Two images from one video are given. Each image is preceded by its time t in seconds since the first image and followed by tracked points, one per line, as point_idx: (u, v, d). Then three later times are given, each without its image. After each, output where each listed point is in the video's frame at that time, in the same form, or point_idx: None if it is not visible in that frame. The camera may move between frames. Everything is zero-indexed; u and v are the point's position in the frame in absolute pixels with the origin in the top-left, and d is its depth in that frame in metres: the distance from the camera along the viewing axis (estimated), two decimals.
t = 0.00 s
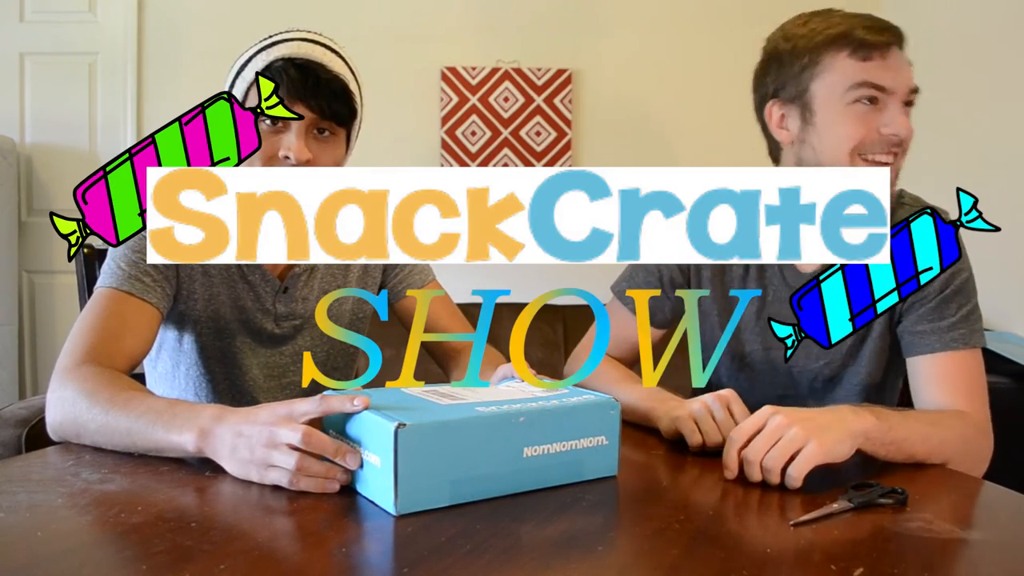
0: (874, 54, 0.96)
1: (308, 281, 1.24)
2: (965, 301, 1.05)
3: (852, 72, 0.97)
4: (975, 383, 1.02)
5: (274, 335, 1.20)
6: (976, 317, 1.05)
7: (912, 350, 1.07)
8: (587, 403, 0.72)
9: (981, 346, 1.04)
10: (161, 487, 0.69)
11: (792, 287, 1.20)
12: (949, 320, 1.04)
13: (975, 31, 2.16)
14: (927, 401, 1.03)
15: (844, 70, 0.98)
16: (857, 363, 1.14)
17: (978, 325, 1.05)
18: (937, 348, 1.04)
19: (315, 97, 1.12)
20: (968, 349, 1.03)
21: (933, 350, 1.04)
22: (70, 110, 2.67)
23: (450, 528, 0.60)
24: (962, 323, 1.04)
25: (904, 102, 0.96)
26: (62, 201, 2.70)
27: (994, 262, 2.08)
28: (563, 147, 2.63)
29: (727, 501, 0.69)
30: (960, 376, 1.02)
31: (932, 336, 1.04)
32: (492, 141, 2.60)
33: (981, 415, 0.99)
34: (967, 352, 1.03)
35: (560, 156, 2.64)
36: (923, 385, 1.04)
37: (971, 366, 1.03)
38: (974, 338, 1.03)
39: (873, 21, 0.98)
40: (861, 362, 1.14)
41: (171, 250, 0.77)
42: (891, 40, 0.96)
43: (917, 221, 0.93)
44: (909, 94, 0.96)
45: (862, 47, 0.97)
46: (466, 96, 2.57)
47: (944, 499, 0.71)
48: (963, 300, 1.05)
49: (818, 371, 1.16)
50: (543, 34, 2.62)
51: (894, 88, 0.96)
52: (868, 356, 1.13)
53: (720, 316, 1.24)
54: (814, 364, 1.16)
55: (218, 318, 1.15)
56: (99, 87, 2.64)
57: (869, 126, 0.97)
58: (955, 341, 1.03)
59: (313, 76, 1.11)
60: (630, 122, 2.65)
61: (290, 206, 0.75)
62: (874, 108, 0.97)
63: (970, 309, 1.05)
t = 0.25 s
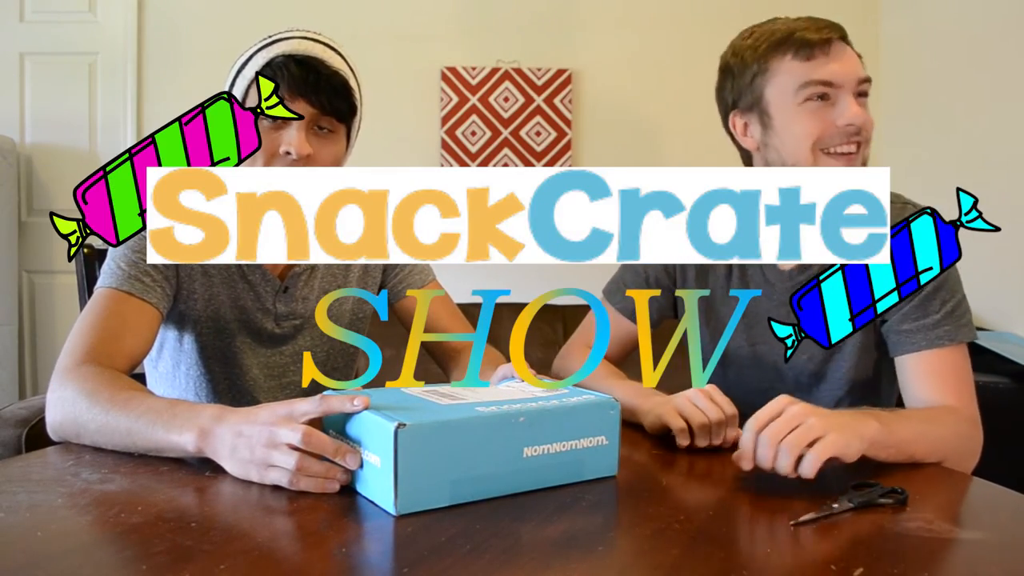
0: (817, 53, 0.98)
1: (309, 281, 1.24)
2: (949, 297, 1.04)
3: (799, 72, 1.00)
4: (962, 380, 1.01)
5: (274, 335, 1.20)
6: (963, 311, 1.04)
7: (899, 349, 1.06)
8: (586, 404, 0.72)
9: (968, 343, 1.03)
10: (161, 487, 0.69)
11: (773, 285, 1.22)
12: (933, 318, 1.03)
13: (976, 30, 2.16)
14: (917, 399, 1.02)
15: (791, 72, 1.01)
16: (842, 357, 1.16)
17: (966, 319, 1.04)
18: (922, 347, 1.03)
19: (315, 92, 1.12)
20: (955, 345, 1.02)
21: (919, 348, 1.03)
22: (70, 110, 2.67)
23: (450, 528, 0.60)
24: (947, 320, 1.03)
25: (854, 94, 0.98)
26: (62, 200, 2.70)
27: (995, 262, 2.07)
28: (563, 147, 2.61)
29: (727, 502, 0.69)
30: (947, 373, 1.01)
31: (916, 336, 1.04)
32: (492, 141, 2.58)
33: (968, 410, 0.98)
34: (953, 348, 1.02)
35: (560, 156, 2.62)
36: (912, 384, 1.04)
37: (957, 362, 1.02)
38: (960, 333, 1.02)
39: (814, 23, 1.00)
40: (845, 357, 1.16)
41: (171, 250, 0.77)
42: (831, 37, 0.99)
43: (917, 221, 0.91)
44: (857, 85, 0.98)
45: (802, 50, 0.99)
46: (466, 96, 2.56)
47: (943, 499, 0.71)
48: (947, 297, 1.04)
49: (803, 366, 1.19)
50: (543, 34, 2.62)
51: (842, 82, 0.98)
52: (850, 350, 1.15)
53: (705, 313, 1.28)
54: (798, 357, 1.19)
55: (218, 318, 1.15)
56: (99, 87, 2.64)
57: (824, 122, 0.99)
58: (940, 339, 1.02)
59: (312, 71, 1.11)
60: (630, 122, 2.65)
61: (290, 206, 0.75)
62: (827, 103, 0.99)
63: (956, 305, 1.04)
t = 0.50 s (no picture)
0: (769, 46, 0.97)
1: (308, 281, 1.24)
2: (935, 305, 1.05)
3: (752, 65, 0.99)
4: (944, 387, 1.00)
5: (274, 334, 1.20)
6: (946, 322, 1.05)
7: (883, 353, 1.07)
8: (586, 403, 0.72)
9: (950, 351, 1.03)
10: (160, 487, 0.69)
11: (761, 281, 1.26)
12: (919, 323, 1.04)
13: (976, 30, 2.16)
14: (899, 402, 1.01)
15: (749, 64, 1.00)
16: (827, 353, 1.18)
17: (947, 330, 1.04)
18: (906, 350, 1.03)
19: (314, 85, 1.12)
20: (937, 353, 1.02)
21: (903, 350, 1.03)
22: (70, 110, 2.67)
23: (450, 528, 0.60)
24: (931, 326, 1.04)
25: (801, 87, 0.95)
26: (62, 201, 2.70)
27: (996, 262, 2.07)
28: (563, 147, 2.61)
29: (727, 501, 0.69)
30: (928, 378, 1.01)
31: (901, 337, 1.04)
32: (492, 141, 2.58)
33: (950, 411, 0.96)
34: (936, 355, 1.02)
35: (560, 156, 2.61)
36: (895, 387, 1.03)
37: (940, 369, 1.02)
38: (942, 341, 1.03)
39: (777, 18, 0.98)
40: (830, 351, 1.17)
41: (171, 250, 0.77)
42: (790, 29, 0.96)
43: (917, 221, 0.91)
44: (806, 78, 0.95)
45: (757, 43, 0.99)
46: (466, 96, 2.56)
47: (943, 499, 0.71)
48: (933, 305, 1.05)
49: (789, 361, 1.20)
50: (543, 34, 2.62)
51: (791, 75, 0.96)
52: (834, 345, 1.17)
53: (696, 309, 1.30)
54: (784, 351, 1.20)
55: (218, 318, 1.15)
56: (99, 87, 2.64)
57: (773, 113, 0.98)
58: (924, 343, 1.02)
59: (311, 64, 1.12)
60: (630, 122, 2.65)
61: (290, 206, 0.75)
62: (776, 94, 0.97)
63: (941, 314, 1.05)
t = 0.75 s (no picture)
0: (721, 87, 1.17)
1: (308, 280, 1.24)
2: (920, 308, 1.06)
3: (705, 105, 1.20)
4: (931, 389, 1.01)
5: (273, 334, 1.20)
6: (930, 325, 1.06)
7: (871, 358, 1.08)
8: (586, 403, 0.72)
9: (935, 354, 1.04)
10: (160, 487, 0.69)
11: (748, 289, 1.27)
12: (904, 327, 1.04)
13: (976, 30, 2.16)
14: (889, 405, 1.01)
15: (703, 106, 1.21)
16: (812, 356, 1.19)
17: (931, 333, 1.05)
18: (891, 353, 1.04)
19: (314, 82, 1.12)
20: (923, 355, 1.03)
21: (889, 354, 1.04)
22: (70, 110, 2.67)
23: (450, 528, 0.60)
24: (916, 329, 1.04)
25: (739, 128, 1.16)
26: (62, 200, 2.70)
27: (996, 262, 2.07)
28: (563, 147, 2.61)
29: (727, 501, 0.69)
30: (915, 381, 1.01)
31: (886, 340, 1.05)
32: (492, 141, 2.57)
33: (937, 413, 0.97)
34: (921, 358, 1.03)
35: (560, 156, 2.61)
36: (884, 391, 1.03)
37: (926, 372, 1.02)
38: (927, 344, 1.04)
39: (736, 58, 1.18)
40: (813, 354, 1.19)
41: (171, 250, 0.77)
42: (737, 73, 1.17)
43: (917, 221, 0.91)
44: (743, 120, 1.16)
45: (718, 80, 1.17)
46: (466, 96, 2.57)
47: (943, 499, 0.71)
48: (918, 308, 1.06)
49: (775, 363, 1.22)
50: (543, 34, 2.63)
51: (731, 118, 1.17)
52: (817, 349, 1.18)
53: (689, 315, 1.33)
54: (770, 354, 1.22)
55: (217, 318, 1.15)
56: (99, 86, 2.64)
57: (719, 153, 1.19)
58: (909, 346, 1.03)
59: (311, 61, 1.12)
60: (630, 121, 2.65)
61: (290, 206, 0.75)
62: (721, 137, 1.19)
63: (925, 316, 1.06)
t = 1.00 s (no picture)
0: (721, 84, 1.17)
1: (308, 280, 1.24)
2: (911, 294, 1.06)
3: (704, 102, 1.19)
4: (926, 374, 1.01)
5: (273, 334, 1.20)
6: (922, 311, 1.07)
7: (865, 346, 1.08)
8: (586, 403, 0.72)
9: (927, 339, 1.05)
10: (160, 487, 0.69)
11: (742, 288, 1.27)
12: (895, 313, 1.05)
13: (976, 30, 2.16)
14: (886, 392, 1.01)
15: (700, 103, 1.20)
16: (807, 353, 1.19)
17: (924, 320, 1.06)
18: (885, 338, 1.05)
19: (315, 72, 1.13)
20: (916, 340, 1.04)
21: (883, 338, 1.05)
22: (70, 110, 2.67)
23: (450, 528, 0.60)
24: (907, 315, 1.05)
25: (740, 123, 1.17)
26: (62, 200, 2.70)
27: (996, 262, 2.07)
28: (563, 147, 2.62)
29: (727, 501, 0.69)
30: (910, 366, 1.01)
31: (879, 327, 1.05)
32: (492, 140, 2.57)
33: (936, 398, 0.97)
34: (914, 342, 1.04)
35: (560, 156, 2.62)
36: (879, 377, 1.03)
37: (920, 357, 1.03)
38: (920, 329, 1.05)
39: (733, 57, 1.17)
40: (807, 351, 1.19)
41: (171, 250, 0.77)
42: (736, 71, 1.17)
43: (917, 221, 0.90)
44: (745, 114, 1.16)
45: (718, 78, 1.17)
46: (466, 96, 2.57)
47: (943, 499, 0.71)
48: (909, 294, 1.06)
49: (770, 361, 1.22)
50: (544, 35, 2.63)
51: (732, 113, 1.17)
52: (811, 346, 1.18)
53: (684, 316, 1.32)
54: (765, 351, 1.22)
55: (217, 318, 1.16)
56: (99, 86, 2.64)
57: (720, 148, 1.18)
58: (902, 330, 1.04)
59: (311, 51, 1.12)
60: (630, 121, 2.64)
61: (290, 206, 0.75)
62: (721, 132, 1.18)
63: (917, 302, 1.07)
